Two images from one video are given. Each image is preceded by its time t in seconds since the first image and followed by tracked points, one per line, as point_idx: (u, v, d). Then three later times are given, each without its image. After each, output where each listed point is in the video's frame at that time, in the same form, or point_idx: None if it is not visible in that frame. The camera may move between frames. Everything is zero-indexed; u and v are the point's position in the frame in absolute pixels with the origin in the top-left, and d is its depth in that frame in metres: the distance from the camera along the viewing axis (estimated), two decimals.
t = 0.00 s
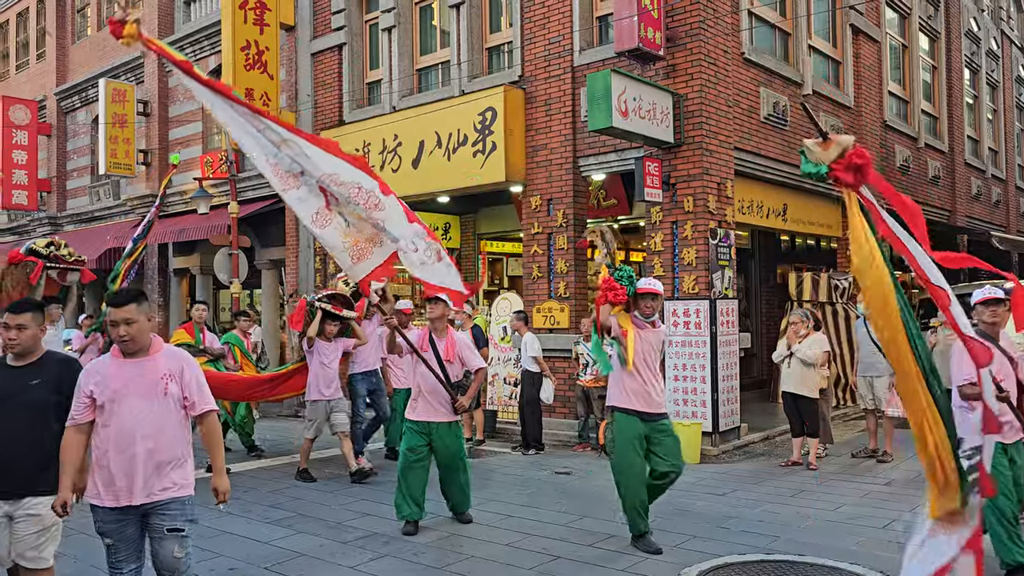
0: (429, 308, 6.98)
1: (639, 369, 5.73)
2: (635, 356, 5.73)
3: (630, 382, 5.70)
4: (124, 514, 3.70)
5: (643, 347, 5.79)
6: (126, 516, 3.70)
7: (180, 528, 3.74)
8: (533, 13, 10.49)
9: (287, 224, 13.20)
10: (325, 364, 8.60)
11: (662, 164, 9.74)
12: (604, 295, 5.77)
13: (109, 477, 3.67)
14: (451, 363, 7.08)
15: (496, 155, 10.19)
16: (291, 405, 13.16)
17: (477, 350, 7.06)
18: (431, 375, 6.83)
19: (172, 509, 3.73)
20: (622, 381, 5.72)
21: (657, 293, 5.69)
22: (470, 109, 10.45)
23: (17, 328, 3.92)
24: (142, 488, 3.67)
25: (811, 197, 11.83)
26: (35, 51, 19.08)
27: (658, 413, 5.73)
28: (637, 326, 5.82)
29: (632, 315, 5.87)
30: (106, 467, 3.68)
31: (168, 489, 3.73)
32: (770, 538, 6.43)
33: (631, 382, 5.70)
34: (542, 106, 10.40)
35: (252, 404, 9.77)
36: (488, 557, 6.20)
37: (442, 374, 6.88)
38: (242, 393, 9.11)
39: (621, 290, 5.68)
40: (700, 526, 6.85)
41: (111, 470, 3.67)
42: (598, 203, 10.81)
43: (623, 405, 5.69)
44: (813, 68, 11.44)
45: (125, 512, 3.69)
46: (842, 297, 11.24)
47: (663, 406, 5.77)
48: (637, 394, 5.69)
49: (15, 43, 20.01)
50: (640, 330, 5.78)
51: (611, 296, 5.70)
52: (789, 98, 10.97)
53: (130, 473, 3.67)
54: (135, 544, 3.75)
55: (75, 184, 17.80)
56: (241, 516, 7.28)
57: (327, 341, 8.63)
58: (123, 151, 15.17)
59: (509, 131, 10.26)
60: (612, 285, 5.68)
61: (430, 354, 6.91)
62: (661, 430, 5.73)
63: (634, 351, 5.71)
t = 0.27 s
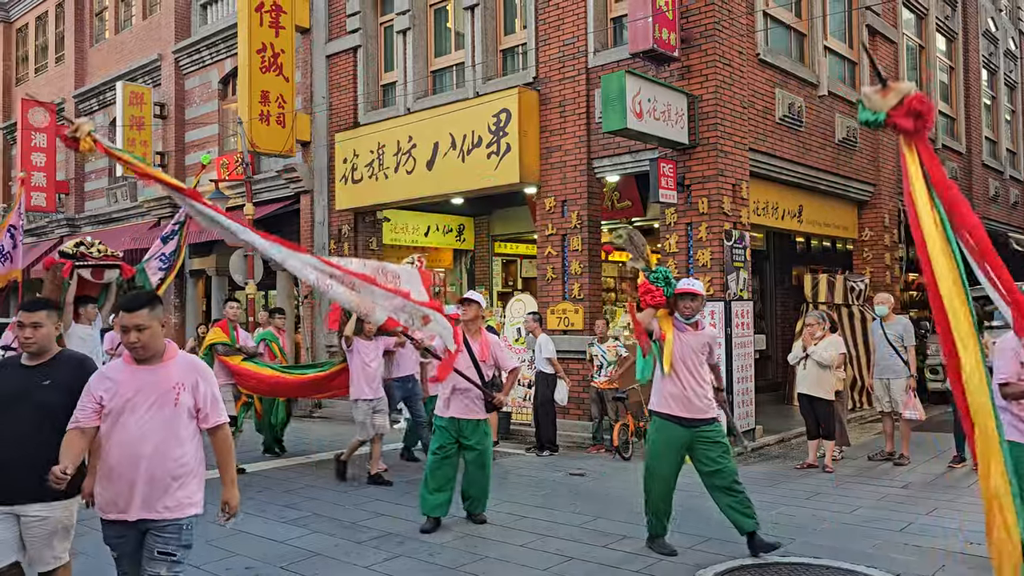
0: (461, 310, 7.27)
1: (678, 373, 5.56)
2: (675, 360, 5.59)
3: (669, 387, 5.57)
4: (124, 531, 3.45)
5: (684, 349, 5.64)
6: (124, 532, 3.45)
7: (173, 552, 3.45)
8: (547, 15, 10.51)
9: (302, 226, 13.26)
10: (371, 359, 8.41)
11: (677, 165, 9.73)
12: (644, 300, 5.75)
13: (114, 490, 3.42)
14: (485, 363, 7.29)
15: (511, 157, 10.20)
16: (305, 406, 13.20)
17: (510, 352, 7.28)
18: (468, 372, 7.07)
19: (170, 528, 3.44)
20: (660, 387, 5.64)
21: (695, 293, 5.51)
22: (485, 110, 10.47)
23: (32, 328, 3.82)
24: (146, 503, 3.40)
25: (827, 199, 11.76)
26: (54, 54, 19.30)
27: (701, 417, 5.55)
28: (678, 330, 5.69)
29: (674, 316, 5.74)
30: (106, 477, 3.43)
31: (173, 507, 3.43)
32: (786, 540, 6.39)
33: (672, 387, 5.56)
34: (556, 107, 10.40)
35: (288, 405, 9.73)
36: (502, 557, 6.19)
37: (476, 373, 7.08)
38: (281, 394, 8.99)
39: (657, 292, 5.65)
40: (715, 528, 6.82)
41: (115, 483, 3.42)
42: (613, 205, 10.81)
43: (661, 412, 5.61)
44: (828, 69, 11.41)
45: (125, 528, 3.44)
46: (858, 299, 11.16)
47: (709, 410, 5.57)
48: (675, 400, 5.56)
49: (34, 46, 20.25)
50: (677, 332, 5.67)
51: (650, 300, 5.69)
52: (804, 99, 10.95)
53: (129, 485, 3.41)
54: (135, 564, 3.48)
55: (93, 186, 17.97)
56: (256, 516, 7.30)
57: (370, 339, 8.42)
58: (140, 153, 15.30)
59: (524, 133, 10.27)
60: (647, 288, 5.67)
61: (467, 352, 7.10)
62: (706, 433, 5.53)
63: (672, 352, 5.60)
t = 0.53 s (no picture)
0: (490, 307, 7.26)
1: (747, 374, 5.49)
2: (742, 361, 5.53)
3: (737, 389, 5.49)
4: (140, 537, 3.31)
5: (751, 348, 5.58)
6: (136, 545, 3.31)
7: (196, 565, 3.30)
8: (570, 12, 10.48)
9: (326, 225, 13.34)
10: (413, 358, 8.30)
11: (702, 163, 9.67)
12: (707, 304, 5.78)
13: (138, 492, 3.31)
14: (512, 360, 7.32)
15: (534, 155, 10.19)
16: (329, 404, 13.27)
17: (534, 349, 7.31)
18: (495, 368, 7.12)
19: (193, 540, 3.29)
20: (730, 388, 5.56)
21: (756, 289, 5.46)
22: (509, 108, 10.47)
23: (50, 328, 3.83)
24: (170, 509, 3.28)
25: (854, 196, 11.63)
26: (83, 56, 19.57)
27: (772, 419, 5.40)
28: (742, 330, 5.63)
29: (739, 316, 5.74)
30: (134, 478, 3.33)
31: (196, 517, 3.30)
32: (815, 540, 6.32)
33: (740, 389, 5.48)
34: (580, 105, 10.38)
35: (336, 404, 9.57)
36: (527, 555, 6.18)
37: (503, 370, 7.12)
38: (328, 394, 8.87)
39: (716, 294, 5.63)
40: (742, 528, 6.76)
41: (141, 485, 3.31)
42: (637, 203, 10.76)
43: (731, 414, 5.54)
44: (855, 65, 11.28)
45: (141, 535, 3.31)
46: (887, 298, 11.04)
47: (781, 412, 5.43)
48: (745, 403, 5.48)
49: (64, 48, 20.55)
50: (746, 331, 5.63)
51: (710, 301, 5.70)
52: (831, 95, 10.84)
53: (154, 490, 3.29)
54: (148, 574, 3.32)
55: (121, 187, 18.20)
56: (282, 513, 7.34)
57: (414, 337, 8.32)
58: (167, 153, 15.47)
59: (547, 131, 10.25)
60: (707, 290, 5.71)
61: (493, 349, 7.14)
62: (775, 437, 5.38)
63: (737, 351, 5.57)
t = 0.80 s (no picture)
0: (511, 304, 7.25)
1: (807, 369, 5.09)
2: (801, 354, 5.12)
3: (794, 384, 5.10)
4: (173, 536, 3.32)
5: (807, 339, 5.18)
6: (173, 541, 3.32)
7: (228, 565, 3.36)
8: (593, 8, 10.44)
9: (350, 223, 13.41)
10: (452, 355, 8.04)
11: (726, 159, 9.59)
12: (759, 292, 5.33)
13: (169, 490, 3.31)
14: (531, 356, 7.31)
15: (557, 152, 10.16)
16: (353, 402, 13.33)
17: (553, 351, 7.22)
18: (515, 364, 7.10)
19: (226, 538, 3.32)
20: (785, 382, 5.17)
21: (815, 279, 5.07)
22: (532, 105, 10.46)
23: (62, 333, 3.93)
24: (202, 507, 3.28)
25: (881, 192, 11.48)
26: (111, 57, 19.82)
27: (828, 416, 5.05)
28: (799, 321, 5.22)
29: (793, 306, 5.33)
30: (164, 477, 3.33)
31: (229, 514, 3.31)
32: (841, 540, 6.24)
33: (797, 384, 5.10)
34: (603, 101, 10.34)
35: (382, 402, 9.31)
36: (549, 552, 6.17)
37: (518, 365, 7.05)
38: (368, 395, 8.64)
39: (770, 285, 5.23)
40: (767, 526, 6.69)
41: (171, 483, 3.31)
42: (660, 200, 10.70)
43: (785, 408, 5.14)
44: (883, 59, 11.13)
45: (174, 534, 3.32)
46: (914, 296, 10.92)
47: (835, 409, 5.07)
48: (801, 397, 5.09)
49: (92, 49, 20.84)
50: (801, 322, 5.22)
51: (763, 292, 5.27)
52: (858, 90, 10.71)
53: (186, 488, 3.30)
54: (182, 572, 3.34)
55: (148, 186, 18.43)
56: (306, 509, 7.38)
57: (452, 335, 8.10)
58: (193, 152, 15.63)
59: (570, 128, 10.22)
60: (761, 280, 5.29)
61: (512, 345, 7.13)
62: (828, 434, 5.04)
63: (796, 344, 5.15)
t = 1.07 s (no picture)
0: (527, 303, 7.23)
1: (839, 370, 4.99)
2: (833, 356, 5.03)
3: (826, 385, 5.00)
4: (198, 550, 3.26)
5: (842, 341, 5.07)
6: (197, 553, 3.27)
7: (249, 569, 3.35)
8: (610, 7, 10.43)
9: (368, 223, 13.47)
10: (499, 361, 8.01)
11: (745, 157, 9.53)
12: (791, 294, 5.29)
13: (187, 503, 3.24)
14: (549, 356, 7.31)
15: (574, 151, 10.15)
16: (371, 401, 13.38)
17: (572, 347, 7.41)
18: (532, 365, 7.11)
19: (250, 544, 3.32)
20: (817, 384, 5.06)
21: (849, 279, 4.96)
22: (549, 105, 10.46)
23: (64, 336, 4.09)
24: (225, 516, 3.25)
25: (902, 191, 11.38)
26: (132, 60, 20.04)
27: (861, 418, 4.94)
28: (831, 322, 5.14)
29: (824, 305, 5.22)
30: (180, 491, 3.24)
31: (253, 520, 3.31)
32: (861, 541, 6.19)
33: (829, 385, 4.99)
34: (620, 100, 10.31)
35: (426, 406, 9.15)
36: (566, 552, 6.16)
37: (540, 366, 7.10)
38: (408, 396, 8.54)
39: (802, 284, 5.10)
40: (786, 527, 6.64)
41: (190, 496, 3.24)
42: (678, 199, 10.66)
43: (819, 410, 5.03)
44: (904, 56, 11.02)
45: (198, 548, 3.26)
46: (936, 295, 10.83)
47: (870, 411, 4.97)
48: (836, 398, 4.98)
49: (113, 52, 21.06)
50: (835, 324, 5.12)
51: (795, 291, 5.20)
52: (879, 87, 10.62)
53: (208, 499, 3.25)
54: None
55: (169, 187, 18.62)
56: (324, 507, 7.42)
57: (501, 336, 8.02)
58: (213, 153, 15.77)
59: (587, 127, 10.21)
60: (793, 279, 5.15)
61: (530, 346, 7.15)
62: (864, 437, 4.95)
63: (828, 346, 5.05)
